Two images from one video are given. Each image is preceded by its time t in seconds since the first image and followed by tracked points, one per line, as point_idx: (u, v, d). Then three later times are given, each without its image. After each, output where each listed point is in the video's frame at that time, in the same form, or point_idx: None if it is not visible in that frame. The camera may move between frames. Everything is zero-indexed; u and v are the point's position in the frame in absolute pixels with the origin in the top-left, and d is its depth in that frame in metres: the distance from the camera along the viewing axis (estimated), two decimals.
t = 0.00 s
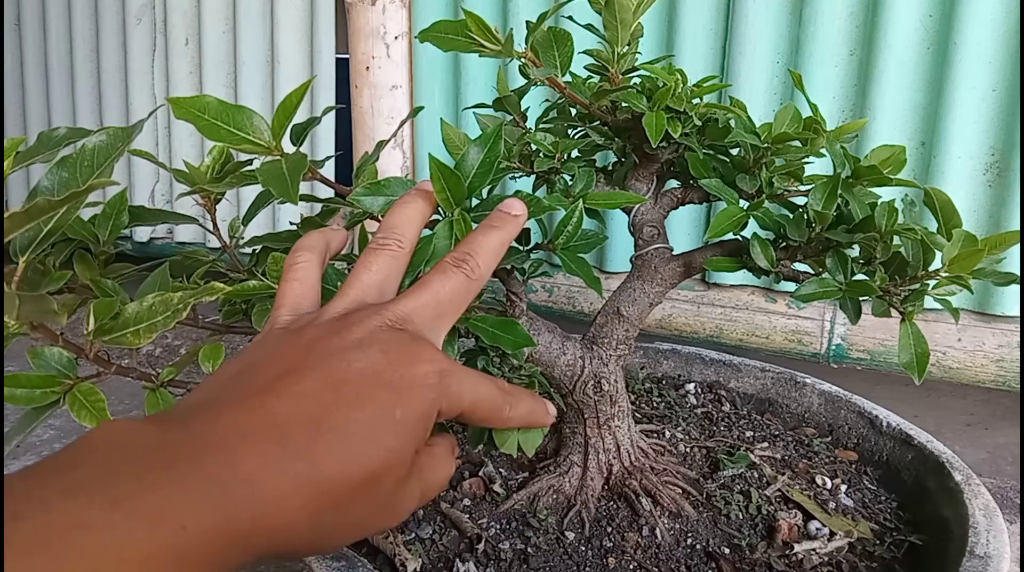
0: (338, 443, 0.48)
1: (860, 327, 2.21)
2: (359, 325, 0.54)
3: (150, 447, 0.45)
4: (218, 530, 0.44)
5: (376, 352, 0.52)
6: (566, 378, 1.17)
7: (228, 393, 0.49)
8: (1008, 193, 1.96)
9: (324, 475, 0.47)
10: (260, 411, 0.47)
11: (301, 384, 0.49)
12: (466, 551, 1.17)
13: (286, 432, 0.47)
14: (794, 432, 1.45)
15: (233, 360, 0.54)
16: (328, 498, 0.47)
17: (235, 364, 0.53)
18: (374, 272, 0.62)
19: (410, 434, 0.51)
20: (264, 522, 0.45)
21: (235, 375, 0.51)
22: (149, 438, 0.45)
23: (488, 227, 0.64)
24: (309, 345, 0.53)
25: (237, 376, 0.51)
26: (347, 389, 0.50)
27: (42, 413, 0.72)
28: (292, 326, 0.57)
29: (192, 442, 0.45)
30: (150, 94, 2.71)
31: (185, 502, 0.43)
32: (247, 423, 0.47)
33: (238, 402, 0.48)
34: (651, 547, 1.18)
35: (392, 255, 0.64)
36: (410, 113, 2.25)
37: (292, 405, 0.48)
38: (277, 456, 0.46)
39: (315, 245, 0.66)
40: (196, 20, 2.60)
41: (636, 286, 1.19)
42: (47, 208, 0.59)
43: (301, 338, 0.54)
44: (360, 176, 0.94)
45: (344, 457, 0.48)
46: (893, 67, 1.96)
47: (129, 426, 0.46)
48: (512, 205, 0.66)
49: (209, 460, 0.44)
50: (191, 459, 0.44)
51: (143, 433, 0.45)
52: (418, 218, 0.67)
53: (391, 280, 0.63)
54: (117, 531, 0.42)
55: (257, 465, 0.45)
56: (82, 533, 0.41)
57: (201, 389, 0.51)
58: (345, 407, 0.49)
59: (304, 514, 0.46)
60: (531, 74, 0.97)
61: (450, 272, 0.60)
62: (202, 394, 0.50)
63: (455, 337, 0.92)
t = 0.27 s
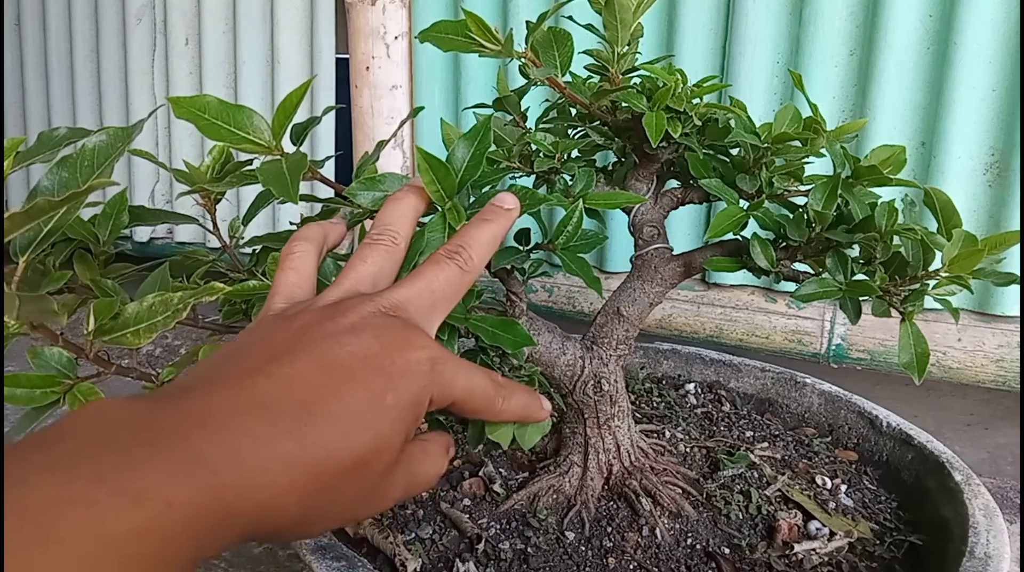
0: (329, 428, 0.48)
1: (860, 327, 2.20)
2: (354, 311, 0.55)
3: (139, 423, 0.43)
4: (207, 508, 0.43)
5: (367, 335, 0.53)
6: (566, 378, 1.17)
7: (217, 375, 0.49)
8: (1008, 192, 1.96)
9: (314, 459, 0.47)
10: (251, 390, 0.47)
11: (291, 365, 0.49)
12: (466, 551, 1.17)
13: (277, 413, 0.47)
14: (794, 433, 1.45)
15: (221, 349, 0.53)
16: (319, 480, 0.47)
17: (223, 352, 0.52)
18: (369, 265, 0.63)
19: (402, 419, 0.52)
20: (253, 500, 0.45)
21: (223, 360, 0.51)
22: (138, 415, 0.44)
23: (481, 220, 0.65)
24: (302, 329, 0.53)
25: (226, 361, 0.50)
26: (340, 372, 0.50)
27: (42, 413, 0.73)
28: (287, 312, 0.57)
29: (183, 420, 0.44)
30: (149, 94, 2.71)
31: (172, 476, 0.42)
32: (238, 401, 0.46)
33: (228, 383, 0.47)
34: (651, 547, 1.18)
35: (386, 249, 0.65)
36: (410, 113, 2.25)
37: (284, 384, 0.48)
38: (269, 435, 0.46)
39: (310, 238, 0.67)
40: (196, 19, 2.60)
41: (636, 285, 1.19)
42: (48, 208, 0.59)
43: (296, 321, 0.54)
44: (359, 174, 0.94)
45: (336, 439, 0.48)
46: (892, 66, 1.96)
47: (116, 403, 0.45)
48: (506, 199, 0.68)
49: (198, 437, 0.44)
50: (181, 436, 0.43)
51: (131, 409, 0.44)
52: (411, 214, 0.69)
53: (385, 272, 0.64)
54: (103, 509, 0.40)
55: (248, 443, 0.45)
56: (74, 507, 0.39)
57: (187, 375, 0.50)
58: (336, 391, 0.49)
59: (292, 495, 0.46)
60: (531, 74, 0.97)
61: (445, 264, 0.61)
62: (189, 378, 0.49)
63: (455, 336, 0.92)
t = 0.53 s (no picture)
0: (322, 431, 0.48)
1: (860, 327, 2.21)
2: (350, 313, 0.55)
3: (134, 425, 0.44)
4: (195, 512, 0.44)
5: (366, 339, 0.53)
6: (566, 378, 1.17)
7: (214, 373, 0.49)
8: (1008, 192, 1.96)
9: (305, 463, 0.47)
10: (246, 390, 0.47)
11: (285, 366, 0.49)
12: (466, 551, 1.17)
13: (270, 414, 0.47)
14: (794, 433, 1.45)
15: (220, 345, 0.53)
16: (308, 482, 0.47)
17: (223, 347, 0.52)
18: (367, 267, 0.63)
19: (396, 423, 0.51)
20: (244, 502, 0.45)
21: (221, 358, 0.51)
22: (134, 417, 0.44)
23: (483, 226, 0.64)
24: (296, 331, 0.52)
25: (223, 359, 0.51)
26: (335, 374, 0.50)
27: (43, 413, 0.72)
28: (282, 313, 0.57)
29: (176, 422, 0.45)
30: (149, 94, 2.71)
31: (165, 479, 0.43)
32: (233, 403, 0.46)
33: (223, 382, 0.48)
34: (650, 547, 1.18)
35: (383, 253, 0.64)
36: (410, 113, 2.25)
37: (280, 385, 0.48)
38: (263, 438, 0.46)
39: (310, 238, 0.67)
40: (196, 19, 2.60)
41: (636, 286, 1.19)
42: (48, 208, 0.59)
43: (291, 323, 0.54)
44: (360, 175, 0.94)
45: (328, 442, 0.48)
46: (892, 66, 1.96)
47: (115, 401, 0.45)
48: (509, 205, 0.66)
49: (191, 437, 0.44)
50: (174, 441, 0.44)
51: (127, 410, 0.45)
52: (408, 216, 0.69)
53: (382, 275, 0.63)
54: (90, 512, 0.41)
55: (240, 445, 0.45)
56: (65, 507, 0.40)
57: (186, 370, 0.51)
58: (330, 394, 0.49)
59: (282, 497, 0.47)
60: (531, 74, 0.97)
61: (444, 269, 0.60)
62: (188, 374, 0.50)
63: (455, 337, 0.92)
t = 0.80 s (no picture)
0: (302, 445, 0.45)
1: (860, 327, 2.21)
2: (329, 323, 0.53)
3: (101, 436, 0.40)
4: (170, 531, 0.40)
5: (345, 350, 0.51)
6: (566, 378, 1.17)
7: (185, 389, 0.46)
8: (1008, 192, 1.96)
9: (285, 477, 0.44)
10: (221, 405, 0.44)
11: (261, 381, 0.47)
12: (466, 551, 1.17)
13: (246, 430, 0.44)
14: (794, 432, 1.45)
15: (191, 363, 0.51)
16: (289, 501, 0.44)
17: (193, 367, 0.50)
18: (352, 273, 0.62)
19: (378, 435, 0.49)
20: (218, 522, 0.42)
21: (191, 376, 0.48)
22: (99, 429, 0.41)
23: (471, 236, 0.64)
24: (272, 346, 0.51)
25: (196, 376, 0.48)
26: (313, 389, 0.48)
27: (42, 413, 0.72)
28: (265, 323, 0.56)
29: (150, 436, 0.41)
30: (149, 94, 2.71)
31: (140, 502, 0.39)
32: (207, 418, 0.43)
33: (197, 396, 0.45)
34: (650, 547, 1.18)
35: (370, 259, 0.64)
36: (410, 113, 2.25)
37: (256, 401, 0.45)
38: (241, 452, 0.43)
39: (294, 245, 0.68)
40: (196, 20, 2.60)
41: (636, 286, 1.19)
42: (47, 208, 0.59)
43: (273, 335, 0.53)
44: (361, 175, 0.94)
45: (307, 457, 0.45)
46: (892, 67, 1.96)
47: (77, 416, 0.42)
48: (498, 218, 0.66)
49: (164, 454, 0.41)
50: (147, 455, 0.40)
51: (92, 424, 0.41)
52: (398, 221, 0.68)
53: (369, 281, 0.63)
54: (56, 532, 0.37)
55: (214, 461, 0.42)
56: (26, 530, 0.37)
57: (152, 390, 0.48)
58: (309, 407, 0.47)
59: (259, 515, 0.43)
60: (531, 74, 0.97)
61: (431, 277, 0.60)
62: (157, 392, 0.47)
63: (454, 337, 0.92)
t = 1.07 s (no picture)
0: (292, 448, 0.45)
1: (860, 327, 2.21)
2: (320, 325, 0.52)
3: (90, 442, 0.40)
4: (157, 536, 0.40)
5: (335, 353, 0.50)
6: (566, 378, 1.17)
7: (177, 391, 0.46)
8: (1008, 192, 1.96)
9: (273, 480, 0.44)
10: (210, 409, 0.44)
11: (251, 382, 0.47)
12: (466, 551, 1.17)
13: (233, 434, 0.44)
14: (794, 432, 1.45)
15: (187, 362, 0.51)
16: (277, 504, 0.44)
17: (188, 366, 0.50)
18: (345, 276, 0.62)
19: (367, 439, 0.49)
20: (206, 527, 0.42)
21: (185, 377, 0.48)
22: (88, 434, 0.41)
23: (461, 240, 0.63)
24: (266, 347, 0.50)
25: (189, 377, 0.48)
26: (304, 392, 0.47)
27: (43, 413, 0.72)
28: (256, 325, 0.55)
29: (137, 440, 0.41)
30: (149, 94, 2.71)
31: (130, 506, 0.39)
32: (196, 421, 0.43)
33: (186, 399, 0.45)
34: (651, 547, 1.18)
35: (361, 262, 0.63)
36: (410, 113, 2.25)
37: (245, 404, 0.45)
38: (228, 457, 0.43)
39: (285, 247, 0.67)
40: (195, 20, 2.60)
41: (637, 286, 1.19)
42: (47, 208, 0.59)
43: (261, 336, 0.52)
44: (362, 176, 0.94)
45: (297, 461, 0.45)
46: (892, 67, 1.96)
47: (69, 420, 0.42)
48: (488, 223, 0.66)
49: (152, 459, 0.41)
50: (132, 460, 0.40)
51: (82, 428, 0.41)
52: (388, 225, 0.68)
53: (361, 284, 0.62)
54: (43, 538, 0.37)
55: (201, 466, 0.42)
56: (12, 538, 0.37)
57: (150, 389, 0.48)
58: (298, 410, 0.46)
59: (247, 519, 0.43)
60: (532, 74, 0.97)
61: (422, 280, 0.59)
62: (151, 393, 0.47)
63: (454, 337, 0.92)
